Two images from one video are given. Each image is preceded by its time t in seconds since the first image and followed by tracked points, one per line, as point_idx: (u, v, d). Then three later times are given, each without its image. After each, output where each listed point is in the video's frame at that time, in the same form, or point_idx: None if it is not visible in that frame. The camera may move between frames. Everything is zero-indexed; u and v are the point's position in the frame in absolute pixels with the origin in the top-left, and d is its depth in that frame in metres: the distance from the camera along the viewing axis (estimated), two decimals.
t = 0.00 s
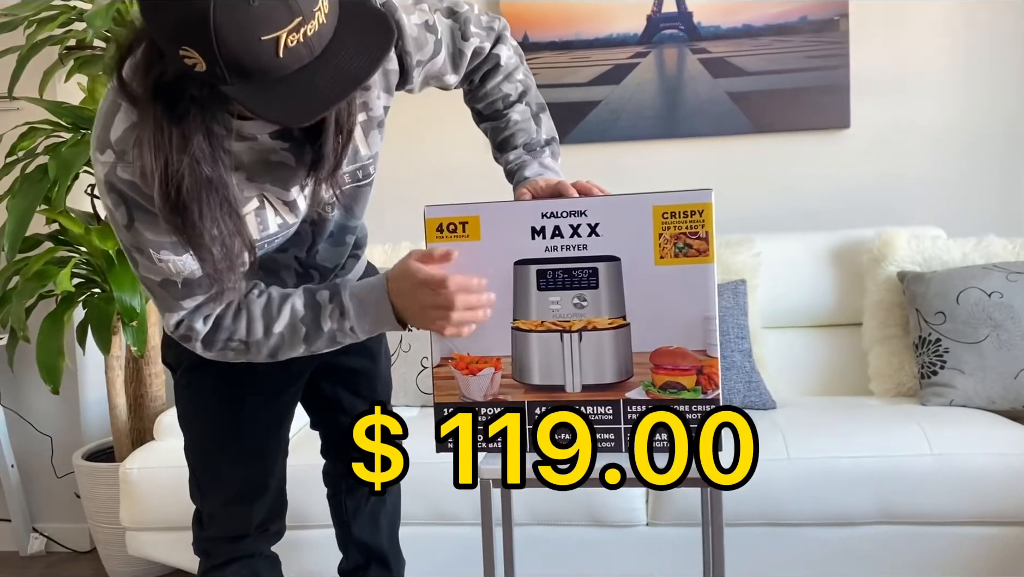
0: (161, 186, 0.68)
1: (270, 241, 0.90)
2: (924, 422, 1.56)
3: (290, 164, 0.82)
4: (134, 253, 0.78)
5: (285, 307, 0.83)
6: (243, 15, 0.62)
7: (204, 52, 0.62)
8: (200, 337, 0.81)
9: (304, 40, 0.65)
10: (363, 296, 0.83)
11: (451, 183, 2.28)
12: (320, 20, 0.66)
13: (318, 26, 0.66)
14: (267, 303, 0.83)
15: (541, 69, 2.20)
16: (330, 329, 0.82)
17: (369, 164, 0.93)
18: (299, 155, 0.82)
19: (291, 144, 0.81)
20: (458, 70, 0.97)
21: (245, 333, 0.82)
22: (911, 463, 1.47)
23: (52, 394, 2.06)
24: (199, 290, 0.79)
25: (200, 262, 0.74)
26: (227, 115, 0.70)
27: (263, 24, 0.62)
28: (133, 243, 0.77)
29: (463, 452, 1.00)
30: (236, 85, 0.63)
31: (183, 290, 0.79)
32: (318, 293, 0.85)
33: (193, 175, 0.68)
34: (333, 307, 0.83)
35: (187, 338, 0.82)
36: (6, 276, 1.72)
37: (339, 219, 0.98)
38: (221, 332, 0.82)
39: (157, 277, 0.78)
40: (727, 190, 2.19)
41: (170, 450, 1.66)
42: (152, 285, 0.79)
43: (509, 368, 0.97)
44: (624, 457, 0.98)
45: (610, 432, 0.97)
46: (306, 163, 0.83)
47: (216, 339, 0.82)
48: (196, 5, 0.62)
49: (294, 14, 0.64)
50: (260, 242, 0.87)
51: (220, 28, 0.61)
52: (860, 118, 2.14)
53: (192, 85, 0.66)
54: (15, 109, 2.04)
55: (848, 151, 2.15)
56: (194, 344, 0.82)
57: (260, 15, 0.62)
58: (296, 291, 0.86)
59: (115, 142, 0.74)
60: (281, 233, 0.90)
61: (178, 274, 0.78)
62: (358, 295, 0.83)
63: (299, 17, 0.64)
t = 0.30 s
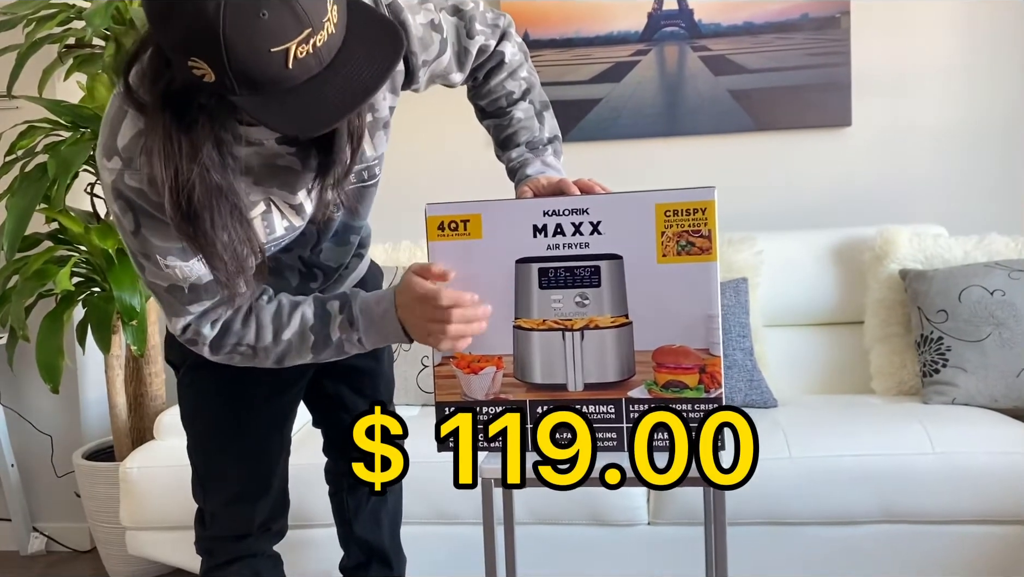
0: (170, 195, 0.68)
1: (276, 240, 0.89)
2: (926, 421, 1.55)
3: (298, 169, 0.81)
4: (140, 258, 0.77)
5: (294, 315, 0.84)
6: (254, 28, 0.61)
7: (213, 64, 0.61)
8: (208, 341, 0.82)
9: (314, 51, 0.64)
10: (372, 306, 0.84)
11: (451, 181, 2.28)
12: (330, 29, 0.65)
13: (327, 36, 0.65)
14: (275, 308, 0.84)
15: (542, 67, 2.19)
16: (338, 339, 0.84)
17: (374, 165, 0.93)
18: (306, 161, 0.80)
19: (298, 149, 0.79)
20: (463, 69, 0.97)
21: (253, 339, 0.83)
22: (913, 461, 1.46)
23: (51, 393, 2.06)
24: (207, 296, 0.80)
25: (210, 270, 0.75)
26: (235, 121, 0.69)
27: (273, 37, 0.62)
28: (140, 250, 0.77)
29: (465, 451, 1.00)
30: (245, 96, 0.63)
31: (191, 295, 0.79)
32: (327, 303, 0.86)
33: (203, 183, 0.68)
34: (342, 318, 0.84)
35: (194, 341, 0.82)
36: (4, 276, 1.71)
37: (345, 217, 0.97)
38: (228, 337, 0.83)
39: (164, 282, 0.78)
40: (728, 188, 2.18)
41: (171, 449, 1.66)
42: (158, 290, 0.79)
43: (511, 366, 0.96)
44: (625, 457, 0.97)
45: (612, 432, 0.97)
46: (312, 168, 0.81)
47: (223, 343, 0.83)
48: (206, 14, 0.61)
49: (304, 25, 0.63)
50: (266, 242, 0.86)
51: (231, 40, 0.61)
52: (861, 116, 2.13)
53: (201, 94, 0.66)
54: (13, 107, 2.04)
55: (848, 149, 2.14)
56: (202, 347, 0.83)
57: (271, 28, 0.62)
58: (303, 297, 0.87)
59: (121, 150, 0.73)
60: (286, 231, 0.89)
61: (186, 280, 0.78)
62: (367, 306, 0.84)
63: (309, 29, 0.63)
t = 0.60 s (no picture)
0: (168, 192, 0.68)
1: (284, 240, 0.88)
2: (928, 420, 1.55)
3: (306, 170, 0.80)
4: (144, 259, 0.78)
5: (298, 344, 0.84)
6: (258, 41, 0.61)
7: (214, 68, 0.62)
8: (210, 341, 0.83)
9: (315, 70, 0.63)
10: (374, 351, 0.85)
11: (452, 181, 2.28)
12: (335, 50, 0.65)
13: (332, 57, 0.65)
14: (281, 322, 0.85)
15: (543, 66, 2.19)
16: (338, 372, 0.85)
17: (380, 162, 0.93)
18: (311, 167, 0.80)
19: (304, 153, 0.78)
20: (467, 67, 0.97)
21: (255, 350, 0.83)
22: (914, 460, 1.46)
23: (54, 393, 2.06)
24: (211, 299, 0.81)
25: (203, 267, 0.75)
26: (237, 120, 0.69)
27: (275, 52, 0.61)
28: (145, 253, 0.77)
29: (467, 450, 0.98)
30: (243, 104, 0.63)
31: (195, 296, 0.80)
32: (334, 336, 0.86)
33: (197, 181, 0.68)
34: (343, 356, 0.85)
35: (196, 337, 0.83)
36: (6, 275, 1.71)
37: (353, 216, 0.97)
38: (232, 340, 0.83)
39: (167, 284, 0.79)
40: (730, 187, 2.18)
41: (173, 448, 1.66)
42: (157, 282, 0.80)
43: (514, 365, 0.96)
44: (628, 457, 0.94)
45: (614, 430, 0.95)
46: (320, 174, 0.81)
47: (226, 347, 0.84)
48: (213, 19, 0.61)
49: (309, 45, 0.63)
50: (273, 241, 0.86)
51: (234, 49, 0.61)
52: (862, 115, 2.13)
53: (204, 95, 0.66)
54: (15, 107, 2.04)
55: (850, 148, 2.14)
56: (204, 345, 0.83)
57: (275, 43, 0.61)
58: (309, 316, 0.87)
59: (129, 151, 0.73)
60: (295, 231, 0.89)
61: (190, 284, 0.78)
62: (371, 348, 0.85)
63: (313, 48, 0.63)
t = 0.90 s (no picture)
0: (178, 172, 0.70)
1: (281, 233, 0.89)
2: (927, 421, 1.56)
3: (301, 159, 0.81)
4: (142, 248, 0.79)
5: (295, 342, 0.83)
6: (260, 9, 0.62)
7: (218, 41, 0.62)
8: (207, 335, 0.82)
9: (318, 33, 0.64)
10: (372, 354, 0.84)
11: (452, 182, 2.28)
12: (333, 13, 0.66)
13: (332, 19, 0.66)
14: (278, 319, 0.84)
15: (542, 67, 2.19)
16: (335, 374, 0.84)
17: (376, 158, 0.93)
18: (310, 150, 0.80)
19: (301, 136, 0.78)
20: (462, 67, 0.97)
21: (252, 346, 0.82)
22: (913, 461, 1.47)
23: (54, 393, 2.06)
24: (204, 289, 0.81)
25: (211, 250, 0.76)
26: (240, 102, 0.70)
27: (278, 18, 0.62)
28: (139, 239, 0.78)
29: (466, 451, 0.98)
30: (249, 77, 0.62)
31: (189, 286, 0.80)
32: (332, 334, 0.85)
33: (207, 164, 0.70)
34: (342, 356, 0.84)
35: (192, 332, 0.82)
36: (6, 276, 1.72)
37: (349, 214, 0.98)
38: (227, 336, 0.82)
39: (162, 272, 0.79)
40: (729, 188, 2.18)
41: (173, 449, 1.66)
42: (156, 276, 0.80)
43: (512, 366, 0.96)
44: (626, 458, 0.95)
45: (612, 431, 0.95)
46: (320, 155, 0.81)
47: (222, 343, 0.83)
48: None
49: (308, 6, 0.64)
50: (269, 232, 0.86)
51: (237, 20, 0.61)
52: (861, 116, 2.13)
53: (205, 77, 0.66)
54: (15, 108, 2.04)
55: (849, 149, 2.14)
56: (200, 340, 0.83)
57: (277, 10, 0.62)
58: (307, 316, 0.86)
59: (126, 138, 0.74)
60: (292, 224, 0.89)
61: (183, 271, 0.79)
62: (370, 351, 0.85)
63: (313, 9, 0.64)
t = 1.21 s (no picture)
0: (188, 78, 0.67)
1: (282, 198, 0.83)
2: (925, 424, 1.56)
3: (301, 103, 0.80)
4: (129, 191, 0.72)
5: (228, 300, 0.67)
6: None
7: None
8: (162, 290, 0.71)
9: None
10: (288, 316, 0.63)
11: (452, 184, 2.29)
12: None
13: None
14: (228, 274, 0.70)
15: (542, 70, 2.20)
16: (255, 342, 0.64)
17: (375, 129, 0.90)
18: (310, 79, 0.79)
19: (301, 72, 0.78)
20: (453, 67, 0.99)
21: (196, 303, 0.69)
22: (912, 463, 1.47)
23: (55, 395, 2.06)
24: (172, 241, 0.71)
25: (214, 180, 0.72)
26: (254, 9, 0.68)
27: None
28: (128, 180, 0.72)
29: (467, 453, 0.99)
30: None
31: (162, 233, 0.71)
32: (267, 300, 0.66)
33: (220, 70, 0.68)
34: (259, 324, 0.64)
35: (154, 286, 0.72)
36: (8, 277, 1.72)
37: (355, 196, 0.92)
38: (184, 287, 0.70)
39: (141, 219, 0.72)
40: (728, 190, 2.19)
41: (175, 450, 1.67)
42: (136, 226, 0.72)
43: (513, 368, 0.97)
44: (626, 459, 0.95)
45: (613, 433, 0.96)
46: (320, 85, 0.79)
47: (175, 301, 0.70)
48: None
49: None
50: (267, 188, 0.80)
51: None
52: (861, 119, 2.14)
53: None
54: (17, 110, 2.05)
55: (848, 152, 2.15)
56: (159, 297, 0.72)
57: None
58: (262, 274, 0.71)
59: (126, 73, 0.71)
60: (293, 188, 0.84)
61: (161, 217, 0.71)
62: (286, 321, 0.63)
63: None
